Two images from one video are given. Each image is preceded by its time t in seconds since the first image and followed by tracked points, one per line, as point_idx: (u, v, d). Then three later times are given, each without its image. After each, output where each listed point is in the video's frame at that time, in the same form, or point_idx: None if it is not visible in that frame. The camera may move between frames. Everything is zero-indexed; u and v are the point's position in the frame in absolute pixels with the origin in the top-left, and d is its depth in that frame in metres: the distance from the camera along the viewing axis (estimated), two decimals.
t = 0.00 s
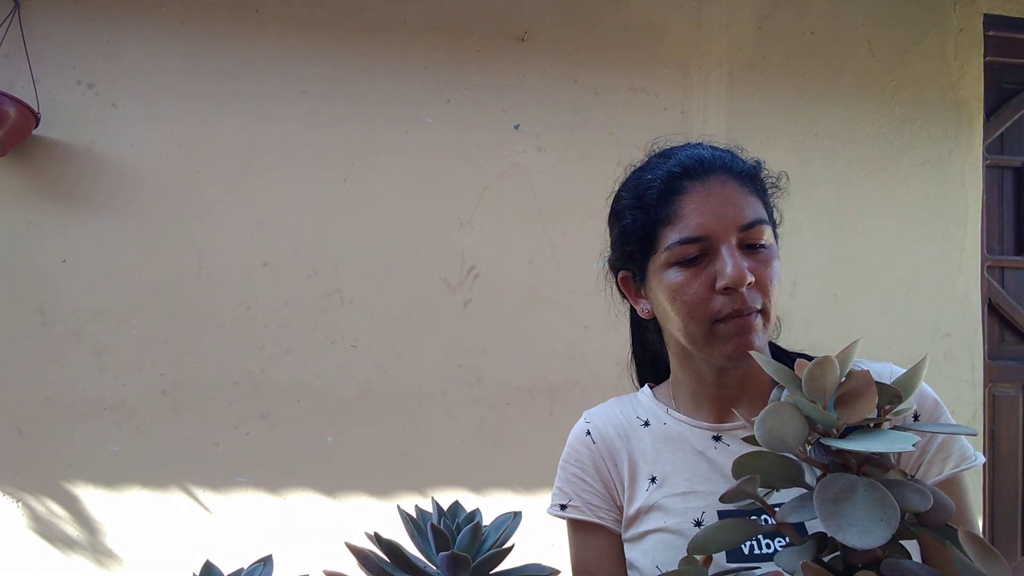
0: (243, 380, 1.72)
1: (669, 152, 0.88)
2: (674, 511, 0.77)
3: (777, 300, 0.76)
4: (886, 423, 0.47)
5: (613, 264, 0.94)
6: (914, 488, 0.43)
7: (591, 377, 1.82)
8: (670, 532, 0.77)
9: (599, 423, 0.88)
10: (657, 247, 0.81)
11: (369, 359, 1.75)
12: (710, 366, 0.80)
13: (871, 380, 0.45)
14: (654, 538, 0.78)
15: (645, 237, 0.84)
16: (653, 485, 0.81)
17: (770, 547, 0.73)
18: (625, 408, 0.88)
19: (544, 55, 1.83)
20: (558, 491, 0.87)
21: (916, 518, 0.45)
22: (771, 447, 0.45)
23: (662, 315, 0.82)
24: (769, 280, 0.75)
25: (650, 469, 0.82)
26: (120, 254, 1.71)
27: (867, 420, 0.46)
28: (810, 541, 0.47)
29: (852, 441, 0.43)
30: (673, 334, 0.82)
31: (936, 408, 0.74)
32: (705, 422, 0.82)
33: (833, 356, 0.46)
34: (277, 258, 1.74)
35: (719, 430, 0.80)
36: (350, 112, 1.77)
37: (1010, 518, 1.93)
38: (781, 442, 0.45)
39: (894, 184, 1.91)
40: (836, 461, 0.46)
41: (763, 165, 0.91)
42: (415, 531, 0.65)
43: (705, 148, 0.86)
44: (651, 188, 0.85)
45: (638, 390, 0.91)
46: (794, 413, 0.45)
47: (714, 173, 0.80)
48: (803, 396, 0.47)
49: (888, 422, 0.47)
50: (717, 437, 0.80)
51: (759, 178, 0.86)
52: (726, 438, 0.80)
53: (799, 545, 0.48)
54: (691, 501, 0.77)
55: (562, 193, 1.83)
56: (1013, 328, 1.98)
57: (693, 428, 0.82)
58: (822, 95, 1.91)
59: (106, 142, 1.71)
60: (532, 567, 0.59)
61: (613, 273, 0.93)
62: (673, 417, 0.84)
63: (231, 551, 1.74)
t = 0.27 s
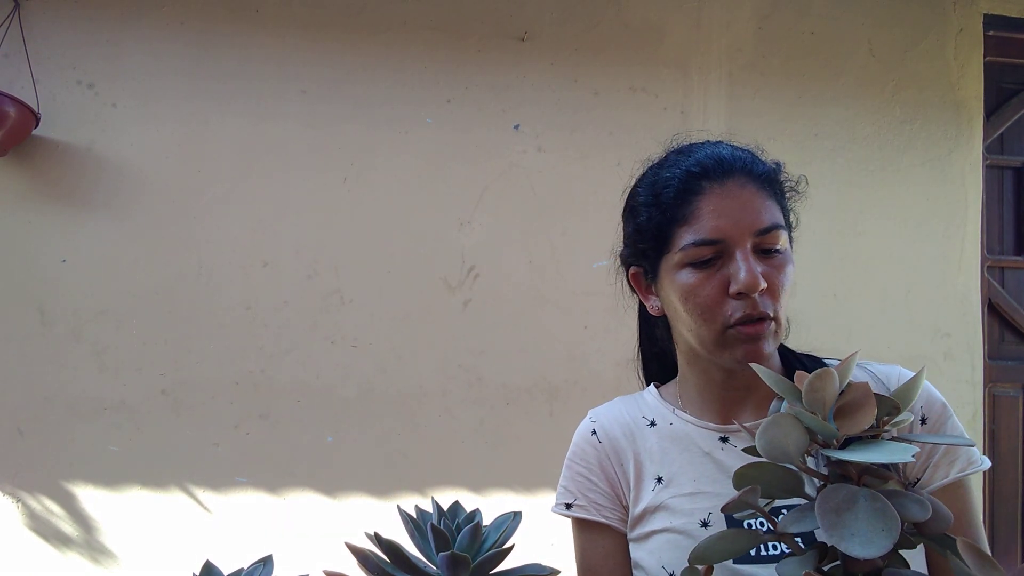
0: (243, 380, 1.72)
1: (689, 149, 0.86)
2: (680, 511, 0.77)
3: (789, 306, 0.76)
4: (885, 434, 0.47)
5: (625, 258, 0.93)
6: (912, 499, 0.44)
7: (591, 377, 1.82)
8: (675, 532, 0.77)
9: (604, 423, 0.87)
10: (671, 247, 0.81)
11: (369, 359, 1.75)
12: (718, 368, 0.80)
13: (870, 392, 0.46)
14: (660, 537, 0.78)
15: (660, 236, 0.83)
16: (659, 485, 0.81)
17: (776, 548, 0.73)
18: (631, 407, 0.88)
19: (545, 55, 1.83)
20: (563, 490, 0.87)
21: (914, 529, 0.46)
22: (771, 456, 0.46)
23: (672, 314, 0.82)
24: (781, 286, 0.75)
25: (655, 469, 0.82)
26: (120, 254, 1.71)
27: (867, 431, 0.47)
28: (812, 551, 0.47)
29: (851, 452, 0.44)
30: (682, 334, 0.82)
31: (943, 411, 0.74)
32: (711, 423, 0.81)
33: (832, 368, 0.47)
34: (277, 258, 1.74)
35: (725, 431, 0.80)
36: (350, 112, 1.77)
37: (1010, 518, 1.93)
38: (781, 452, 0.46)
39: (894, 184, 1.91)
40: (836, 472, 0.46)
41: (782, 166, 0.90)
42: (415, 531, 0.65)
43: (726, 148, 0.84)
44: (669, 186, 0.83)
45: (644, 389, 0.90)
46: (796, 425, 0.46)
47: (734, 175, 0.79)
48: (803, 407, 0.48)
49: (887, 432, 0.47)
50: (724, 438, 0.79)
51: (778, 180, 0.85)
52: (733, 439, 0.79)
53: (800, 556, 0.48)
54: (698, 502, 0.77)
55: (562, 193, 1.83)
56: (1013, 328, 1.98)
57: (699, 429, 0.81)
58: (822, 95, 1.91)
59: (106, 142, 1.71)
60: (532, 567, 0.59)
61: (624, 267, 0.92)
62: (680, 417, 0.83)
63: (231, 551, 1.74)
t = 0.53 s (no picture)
0: (243, 380, 1.72)
1: (712, 146, 0.85)
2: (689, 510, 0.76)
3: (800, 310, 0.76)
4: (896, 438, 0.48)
5: (638, 251, 0.92)
6: (924, 503, 0.45)
7: (591, 378, 1.82)
8: (683, 531, 0.77)
9: (612, 421, 0.86)
10: (687, 245, 0.80)
11: (369, 358, 1.75)
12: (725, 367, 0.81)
13: (884, 397, 0.47)
14: (667, 536, 0.78)
15: (676, 233, 0.82)
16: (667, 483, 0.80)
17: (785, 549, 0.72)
18: (639, 405, 0.87)
19: (544, 55, 1.83)
20: (569, 488, 0.86)
21: (925, 533, 0.46)
22: (784, 461, 0.46)
23: (683, 312, 0.82)
24: (795, 290, 0.75)
25: (664, 467, 0.81)
26: (120, 254, 1.71)
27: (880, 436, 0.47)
28: (821, 556, 0.48)
29: (865, 457, 0.45)
30: (691, 331, 0.82)
31: (954, 415, 0.73)
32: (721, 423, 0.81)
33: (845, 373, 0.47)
34: (277, 258, 1.74)
35: (735, 430, 0.80)
36: (350, 112, 1.77)
37: (1010, 518, 1.93)
38: (794, 457, 0.46)
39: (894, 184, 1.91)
40: (847, 477, 0.47)
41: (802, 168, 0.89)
42: (415, 530, 0.65)
43: (748, 147, 0.83)
44: (689, 182, 0.82)
45: (651, 388, 0.90)
46: (808, 429, 0.46)
47: (756, 176, 0.78)
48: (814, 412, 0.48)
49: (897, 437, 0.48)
50: (733, 438, 0.79)
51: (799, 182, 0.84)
52: (743, 439, 0.79)
53: (809, 560, 0.48)
54: (707, 501, 0.77)
55: (562, 193, 1.83)
56: (1013, 328, 1.98)
57: (708, 428, 0.81)
58: (822, 96, 1.91)
59: (106, 142, 1.71)
60: (533, 567, 0.59)
61: (638, 262, 0.91)
62: (688, 416, 0.83)
63: (231, 551, 1.74)
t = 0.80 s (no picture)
0: (243, 380, 1.72)
1: (737, 144, 0.84)
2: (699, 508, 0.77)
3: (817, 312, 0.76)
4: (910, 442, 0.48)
5: (657, 246, 0.91)
6: (940, 509, 0.44)
7: (591, 378, 1.82)
8: (693, 530, 0.77)
9: (621, 418, 0.86)
10: (706, 241, 0.80)
11: (369, 358, 1.75)
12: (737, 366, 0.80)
13: (901, 403, 0.47)
14: (676, 534, 0.78)
15: (696, 229, 0.82)
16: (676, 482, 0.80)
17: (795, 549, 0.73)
18: (648, 403, 0.87)
19: (544, 55, 1.83)
20: (576, 484, 0.85)
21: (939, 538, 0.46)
22: (801, 467, 0.46)
23: (698, 309, 0.82)
24: (813, 292, 0.74)
25: (673, 465, 0.81)
26: (120, 254, 1.71)
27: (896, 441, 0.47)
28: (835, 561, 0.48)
29: (884, 462, 0.45)
30: (705, 329, 0.81)
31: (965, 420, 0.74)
32: (731, 422, 0.81)
33: (864, 377, 0.47)
34: (277, 258, 1.74)
35: (746, 430, 0.80)
36: (350, 112, 1.77)
37: (1010, 518, 1.93)
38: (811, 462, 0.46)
39: (894, 184, 1.91)
40: (865, 482, 0.47)
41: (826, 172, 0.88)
42: (415, 531, 0.65)
43: (773, 147, 0.82)
44: (711, 179, 0.81)
45: (660, 386, 0.90)
46: (826, 431, 0.45)
47: (780, 176, 0.77)
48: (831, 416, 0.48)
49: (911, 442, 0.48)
50: (744, 437, 0.80)
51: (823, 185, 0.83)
52: (754, 439, 0.79)
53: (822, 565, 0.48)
54: (717, 499, 0.77)
55: (562, 193, 1.83)
56: (1013, 328, 1.98)
57: (719, 427, 0.81)
58: (822, 96, 1.91)
59: (106, 142, 1.71)
60: (534, 567, 0.59)
61: (655, 257, 0.91)
62: (698, 415, 0.83)
63: (231, 552, 1.74)
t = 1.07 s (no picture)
0: (243, 380, 1.72)
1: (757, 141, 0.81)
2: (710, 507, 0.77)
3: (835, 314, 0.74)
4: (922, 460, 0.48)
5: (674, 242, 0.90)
6: (953, 527, 0.45)
7: (591, 378, 1.82)
8: (703, 528, 0.77)
9: (635, 414, 0.86)
10: (722, 241, 0.78)
11: (369, 358, 1.75)
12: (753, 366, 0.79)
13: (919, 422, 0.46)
14: (686, 531, 0.78)
15: (711, 228, 0.80)
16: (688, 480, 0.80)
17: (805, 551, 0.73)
18: (662, 399, 0.87)
19: (545, 55, 1.83)
20: (588, 479, 0.85)
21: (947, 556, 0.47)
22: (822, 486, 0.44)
23: (713, 308, 0.81)
24: (830, 294, 0.73)
25: (685, 463, 0.81)
26: (121, 254, 1.71)
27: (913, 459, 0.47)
28: None
29: (905, 480, 0.45)
30: (720, 328, 0.80)
31: (984, 431, 0.71)
32: (745, 421, 0.81)
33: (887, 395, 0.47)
34: (277, 258, 1.74)
35: (759, 430, 0.79)
36: (350, 112, 1.77)
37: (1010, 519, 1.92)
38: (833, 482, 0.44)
39: (894, 183, 1.91)
40: (880, 498, 0.47)
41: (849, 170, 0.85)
42: (415, 531, 0.65)
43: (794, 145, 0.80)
44: (729, 178, 0.80)
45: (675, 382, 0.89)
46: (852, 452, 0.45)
47: (799, 176, 0.75)
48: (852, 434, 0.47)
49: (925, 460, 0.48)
50: (757, 438, 0.79)
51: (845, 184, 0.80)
52: (767, 440, 0.79)
53: None
54: (728, 499, 0.77)
55: (562, 193, 1.83)
56: (1013, 328, 1.98)
57: (732, 426, 0.80)
58: (823, 96, 1.91)
59: (106, 142, 1.71)
60: (534, 567, 0.59)
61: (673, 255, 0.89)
62: (712, 413, 0.83)
63: (231, 552, 1.74)
